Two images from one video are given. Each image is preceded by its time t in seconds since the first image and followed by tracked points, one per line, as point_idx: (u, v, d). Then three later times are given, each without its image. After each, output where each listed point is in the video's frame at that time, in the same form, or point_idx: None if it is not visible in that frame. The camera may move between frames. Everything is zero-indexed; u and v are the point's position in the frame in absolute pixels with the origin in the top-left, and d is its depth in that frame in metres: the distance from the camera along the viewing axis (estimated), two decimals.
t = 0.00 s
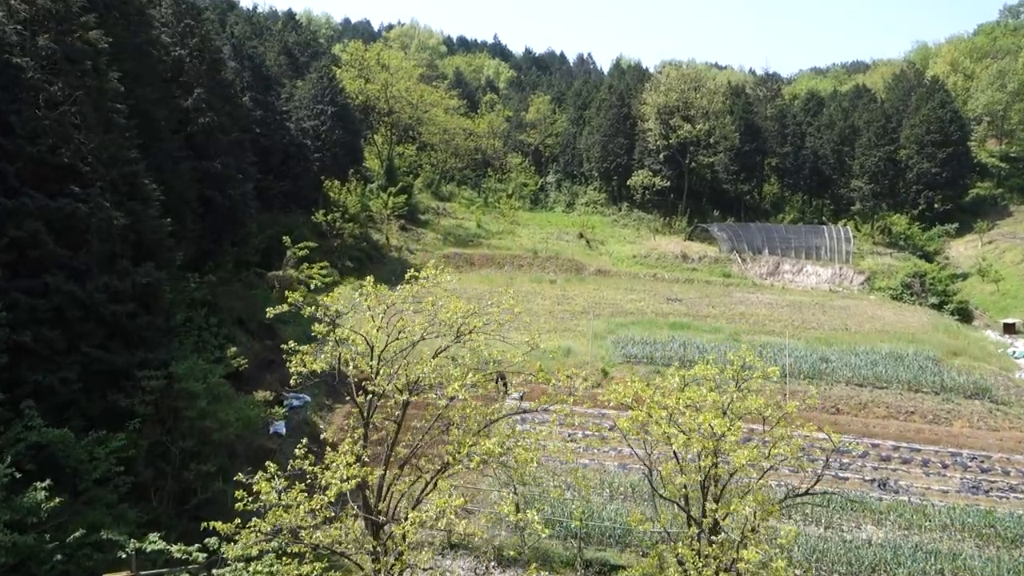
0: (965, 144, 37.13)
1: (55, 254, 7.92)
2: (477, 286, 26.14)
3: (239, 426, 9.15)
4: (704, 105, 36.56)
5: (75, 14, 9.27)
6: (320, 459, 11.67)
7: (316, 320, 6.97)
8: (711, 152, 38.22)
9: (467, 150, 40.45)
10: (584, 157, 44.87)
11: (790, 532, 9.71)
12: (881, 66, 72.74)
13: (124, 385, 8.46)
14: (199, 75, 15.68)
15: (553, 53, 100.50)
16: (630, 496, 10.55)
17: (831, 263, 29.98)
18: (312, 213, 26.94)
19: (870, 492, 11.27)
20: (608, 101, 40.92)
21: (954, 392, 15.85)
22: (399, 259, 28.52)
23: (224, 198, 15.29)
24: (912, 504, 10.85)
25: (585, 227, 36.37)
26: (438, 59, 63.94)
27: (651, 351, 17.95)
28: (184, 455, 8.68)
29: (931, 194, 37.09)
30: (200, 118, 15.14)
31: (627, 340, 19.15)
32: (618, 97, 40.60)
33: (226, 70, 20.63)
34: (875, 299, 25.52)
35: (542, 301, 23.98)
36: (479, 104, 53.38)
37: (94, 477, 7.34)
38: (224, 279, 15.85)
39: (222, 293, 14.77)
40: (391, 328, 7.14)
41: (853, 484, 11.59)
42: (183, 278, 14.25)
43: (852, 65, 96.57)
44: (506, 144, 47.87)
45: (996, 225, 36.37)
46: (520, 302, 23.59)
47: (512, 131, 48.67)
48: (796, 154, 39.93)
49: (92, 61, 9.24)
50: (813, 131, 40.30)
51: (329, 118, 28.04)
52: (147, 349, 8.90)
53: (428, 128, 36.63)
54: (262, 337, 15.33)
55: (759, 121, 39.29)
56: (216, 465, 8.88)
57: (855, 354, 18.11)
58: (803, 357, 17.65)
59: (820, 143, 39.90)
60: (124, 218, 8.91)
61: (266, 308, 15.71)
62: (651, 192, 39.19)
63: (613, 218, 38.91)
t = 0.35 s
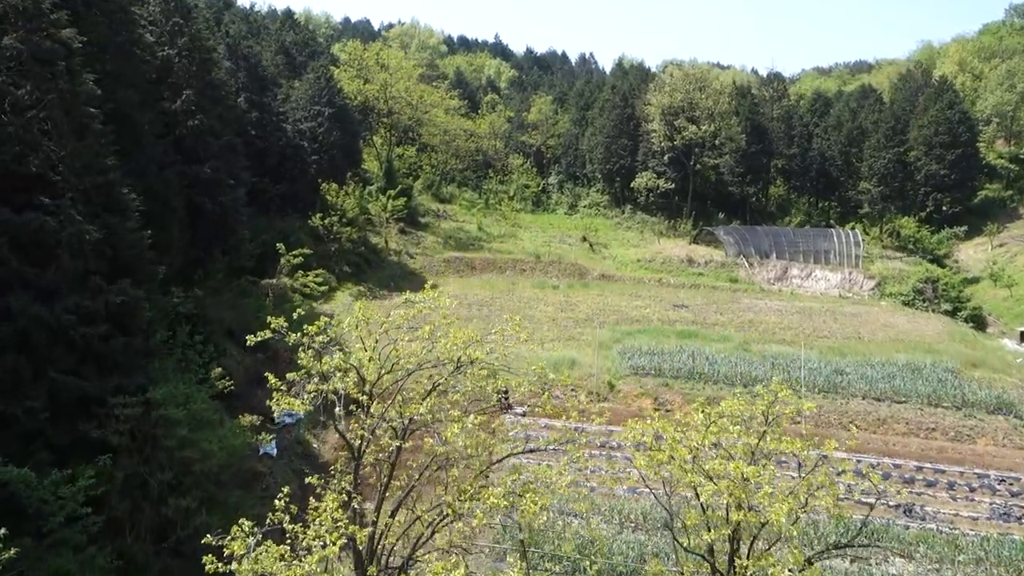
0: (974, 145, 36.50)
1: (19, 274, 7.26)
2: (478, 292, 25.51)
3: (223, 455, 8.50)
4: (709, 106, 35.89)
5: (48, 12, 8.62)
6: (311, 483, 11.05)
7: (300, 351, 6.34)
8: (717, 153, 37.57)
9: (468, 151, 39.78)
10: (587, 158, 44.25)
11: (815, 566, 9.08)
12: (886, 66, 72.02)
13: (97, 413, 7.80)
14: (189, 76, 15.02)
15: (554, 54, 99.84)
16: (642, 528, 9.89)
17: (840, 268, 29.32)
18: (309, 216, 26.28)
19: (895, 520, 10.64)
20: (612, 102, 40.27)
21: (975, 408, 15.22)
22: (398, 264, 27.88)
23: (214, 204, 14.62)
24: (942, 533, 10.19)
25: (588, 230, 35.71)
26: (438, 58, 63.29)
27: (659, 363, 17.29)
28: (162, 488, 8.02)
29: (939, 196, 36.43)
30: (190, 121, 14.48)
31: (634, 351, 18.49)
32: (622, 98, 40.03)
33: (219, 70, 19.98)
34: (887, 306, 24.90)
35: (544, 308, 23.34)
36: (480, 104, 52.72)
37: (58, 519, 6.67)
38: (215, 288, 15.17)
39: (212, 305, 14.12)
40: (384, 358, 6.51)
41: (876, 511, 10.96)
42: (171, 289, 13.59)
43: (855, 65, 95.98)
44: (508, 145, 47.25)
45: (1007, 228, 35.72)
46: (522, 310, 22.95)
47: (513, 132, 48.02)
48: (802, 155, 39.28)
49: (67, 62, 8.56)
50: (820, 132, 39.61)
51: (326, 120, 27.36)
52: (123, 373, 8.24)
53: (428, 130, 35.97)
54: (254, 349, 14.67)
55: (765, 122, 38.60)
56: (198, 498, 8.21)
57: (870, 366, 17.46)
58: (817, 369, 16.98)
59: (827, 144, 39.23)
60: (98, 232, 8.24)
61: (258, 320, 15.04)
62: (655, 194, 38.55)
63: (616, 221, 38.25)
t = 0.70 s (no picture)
0: (984, 147, 35.82)
1: None
2: (479, 298, 24.82)
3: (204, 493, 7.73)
4: (715, 107, 35.15)
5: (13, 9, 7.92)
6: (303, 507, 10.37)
7: (281, 390, 5.68)
8: (723, 155, 36.91)
9: (469, 152, 39.09)
10: (590, 159, 43.58)
11: None
12: (891, 66, 71.32)
13: (63, 448, 7.14)
14: (178, 76, 14.28)
15: (555, 54, 99.17)
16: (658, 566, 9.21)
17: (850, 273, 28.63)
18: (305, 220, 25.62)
19: (926, 551, 9.98)
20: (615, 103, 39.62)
21: (1001, 424, 14.53)
22: (398, 269, 27.19)
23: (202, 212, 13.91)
24: (980, 568, 9.48)
25: (591, 234, 35.05)
26: (438, 59, 62.62)
27: (668, 375, 16.64)
28: (135, 529, 7.30)
29: (949, 198, 35.74)
30: (177, 124, 13.78)
31: (642, 362, 17.80)
32: (626, 98, 39.37)
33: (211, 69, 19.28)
34: (900, 313, 24.22)
35: (547, 316, 22.65)
36: (481, 105, 52.04)
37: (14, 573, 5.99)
38: (204, 300, 14.51)
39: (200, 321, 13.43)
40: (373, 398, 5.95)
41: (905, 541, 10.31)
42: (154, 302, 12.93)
43: (859, 65, 95.38)
44: (509, 146, 46.64)
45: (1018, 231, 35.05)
46: (525, 317, 22.27)
47: (514, 133, 47.33)
48: (810, 157, 38.53)
49: (34, 63, 7.84)
50: (827, 134, 38.87)
51: (323, 121, 26.57)
52: (93, 403, 7.57)
53: (428, 131, 35.28)
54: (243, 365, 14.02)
55: (772, 123, 37.87)
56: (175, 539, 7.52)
57: (889, 379, 16.77)
58: (835, 383, 16.30)
59: (834, 145, 38.51)
60: (64, 249, 7.52)
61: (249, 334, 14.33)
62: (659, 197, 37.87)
63: (619, 224, 37.66)
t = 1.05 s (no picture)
0: (994, 147, 35.13)
1: None
2: (480, 305, 24.11)
3: (179, 539, 7.05)
4: (721, 108, 34.41)
5: None
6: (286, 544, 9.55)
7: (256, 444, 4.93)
8: (729, 157, 36.26)
9: (470, 153, 38.40)
10: (593, 161, 42.90)
11: None
12: (897, 66, 70.50)
13: (20, 492, 6.49)
14: (164, 77, 13.56)
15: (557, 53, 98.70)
16: None
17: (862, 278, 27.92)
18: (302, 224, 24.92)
19: None
20: (619, 103, 38.92)
21: None
22: (397, 274, 26.49)
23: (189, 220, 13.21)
24: None
25: (595, 237, 34.37)
26: (439, 58, 61.99)
27: (679, 389, 15.89)
28: None
29: (959, 200, 35.02)
30: (162, 128, 13.09)
31: (651, 374, 17.07)
32: (630, 99, 38.64)
33: (202, 69, 18.56)
34: (914, 321, 23.52)
35: (551, 324, 21.93)
36: (482, 105, 51.33)
37: None
38: (191, 312, 13.82)
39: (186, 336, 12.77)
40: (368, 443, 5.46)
41: None
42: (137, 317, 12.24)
43: (864, 64, 94.89)
44: (511, 147, 46.00)
45: None
46: (528, 326, 21.59)
47: (516, 135, 46.74)
48: (818, 159, 37.61)
49: None
50: (835, 134, 38.10)
51: (320, 123, 25.76)
52: (59, 440, 6.89)
53: (429, 133, 34.57)
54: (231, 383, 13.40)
55: (779, 124, 37.13)
56: None
57: (909, 392, 16.04)
58: (854, 397, 15.56)
59: (842, 146, 37.75)
60: (25, 269, 6.82)
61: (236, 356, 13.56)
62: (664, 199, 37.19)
63: (623, 226, 37.00)
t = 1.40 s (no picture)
0: (1005, 149, 34.43)
1: None
2: (482, 313, 23.38)
3: None
4: (728, 109, 33.67)
5: None
6: None
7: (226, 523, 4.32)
8: (735, 159, 35.71)
9: (470, 155, 37.65)
10: (596, 162, 42.20)
11: None
12: (904, 65, 69.70)
13: None
14: (148, 78, 12.79)
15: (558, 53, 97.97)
16: None
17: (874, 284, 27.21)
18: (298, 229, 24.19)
19: None
20: (623, 104, 38.17)
21: None
22: (395, 280, 25.75)
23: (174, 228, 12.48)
24: None
25: (599, 240, 33.66)
26: (440, 57, 61.24)
27: (690, 405, 15.10)
28: None
29: (970, 202, 34.28)
30: (146, 132, 12.36)
31: (662, 389, 16.21)
32: (634, 99, 37.84)
33: (192, 69, 17.81)
34: (929, 329, 22.83)
35: (554, 333, 21.18)
36: (483, 105, 50.60)
37: None
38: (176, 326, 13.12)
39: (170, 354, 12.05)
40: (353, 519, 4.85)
41: None
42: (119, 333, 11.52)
43: (868, 63, 94.14)
44: (512, 148, 45.33)
45: None
46: (531, 335, 20.87)
47: (518, 135, 46.56)
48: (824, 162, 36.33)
49: None
50: (844, 135, 37.29)
51: (317, 125, 24.92)
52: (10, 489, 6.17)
53: (430, 134, 33.79)
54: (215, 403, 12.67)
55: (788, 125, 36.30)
56: None
57: (932, 408, 15.31)
58: (875, 414, 14.80)
59: (851, 147, 36.98)
60: None
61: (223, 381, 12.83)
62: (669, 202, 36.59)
63: (628, 230, 36.29)
